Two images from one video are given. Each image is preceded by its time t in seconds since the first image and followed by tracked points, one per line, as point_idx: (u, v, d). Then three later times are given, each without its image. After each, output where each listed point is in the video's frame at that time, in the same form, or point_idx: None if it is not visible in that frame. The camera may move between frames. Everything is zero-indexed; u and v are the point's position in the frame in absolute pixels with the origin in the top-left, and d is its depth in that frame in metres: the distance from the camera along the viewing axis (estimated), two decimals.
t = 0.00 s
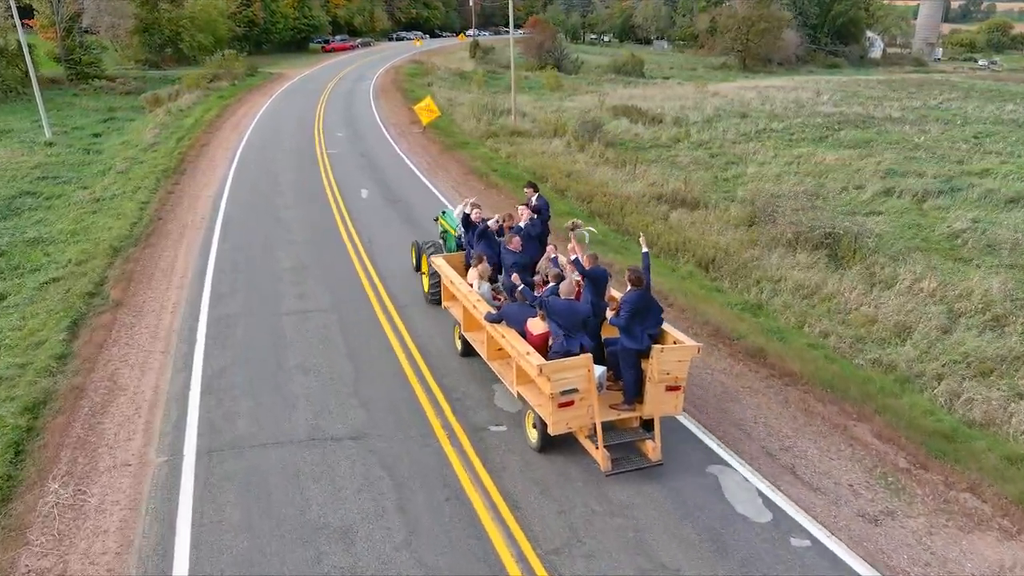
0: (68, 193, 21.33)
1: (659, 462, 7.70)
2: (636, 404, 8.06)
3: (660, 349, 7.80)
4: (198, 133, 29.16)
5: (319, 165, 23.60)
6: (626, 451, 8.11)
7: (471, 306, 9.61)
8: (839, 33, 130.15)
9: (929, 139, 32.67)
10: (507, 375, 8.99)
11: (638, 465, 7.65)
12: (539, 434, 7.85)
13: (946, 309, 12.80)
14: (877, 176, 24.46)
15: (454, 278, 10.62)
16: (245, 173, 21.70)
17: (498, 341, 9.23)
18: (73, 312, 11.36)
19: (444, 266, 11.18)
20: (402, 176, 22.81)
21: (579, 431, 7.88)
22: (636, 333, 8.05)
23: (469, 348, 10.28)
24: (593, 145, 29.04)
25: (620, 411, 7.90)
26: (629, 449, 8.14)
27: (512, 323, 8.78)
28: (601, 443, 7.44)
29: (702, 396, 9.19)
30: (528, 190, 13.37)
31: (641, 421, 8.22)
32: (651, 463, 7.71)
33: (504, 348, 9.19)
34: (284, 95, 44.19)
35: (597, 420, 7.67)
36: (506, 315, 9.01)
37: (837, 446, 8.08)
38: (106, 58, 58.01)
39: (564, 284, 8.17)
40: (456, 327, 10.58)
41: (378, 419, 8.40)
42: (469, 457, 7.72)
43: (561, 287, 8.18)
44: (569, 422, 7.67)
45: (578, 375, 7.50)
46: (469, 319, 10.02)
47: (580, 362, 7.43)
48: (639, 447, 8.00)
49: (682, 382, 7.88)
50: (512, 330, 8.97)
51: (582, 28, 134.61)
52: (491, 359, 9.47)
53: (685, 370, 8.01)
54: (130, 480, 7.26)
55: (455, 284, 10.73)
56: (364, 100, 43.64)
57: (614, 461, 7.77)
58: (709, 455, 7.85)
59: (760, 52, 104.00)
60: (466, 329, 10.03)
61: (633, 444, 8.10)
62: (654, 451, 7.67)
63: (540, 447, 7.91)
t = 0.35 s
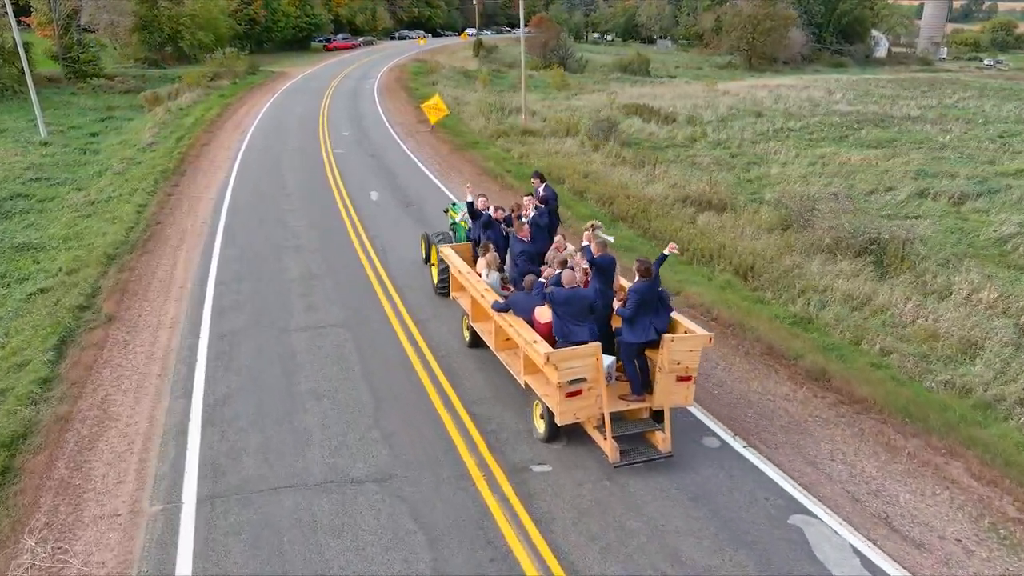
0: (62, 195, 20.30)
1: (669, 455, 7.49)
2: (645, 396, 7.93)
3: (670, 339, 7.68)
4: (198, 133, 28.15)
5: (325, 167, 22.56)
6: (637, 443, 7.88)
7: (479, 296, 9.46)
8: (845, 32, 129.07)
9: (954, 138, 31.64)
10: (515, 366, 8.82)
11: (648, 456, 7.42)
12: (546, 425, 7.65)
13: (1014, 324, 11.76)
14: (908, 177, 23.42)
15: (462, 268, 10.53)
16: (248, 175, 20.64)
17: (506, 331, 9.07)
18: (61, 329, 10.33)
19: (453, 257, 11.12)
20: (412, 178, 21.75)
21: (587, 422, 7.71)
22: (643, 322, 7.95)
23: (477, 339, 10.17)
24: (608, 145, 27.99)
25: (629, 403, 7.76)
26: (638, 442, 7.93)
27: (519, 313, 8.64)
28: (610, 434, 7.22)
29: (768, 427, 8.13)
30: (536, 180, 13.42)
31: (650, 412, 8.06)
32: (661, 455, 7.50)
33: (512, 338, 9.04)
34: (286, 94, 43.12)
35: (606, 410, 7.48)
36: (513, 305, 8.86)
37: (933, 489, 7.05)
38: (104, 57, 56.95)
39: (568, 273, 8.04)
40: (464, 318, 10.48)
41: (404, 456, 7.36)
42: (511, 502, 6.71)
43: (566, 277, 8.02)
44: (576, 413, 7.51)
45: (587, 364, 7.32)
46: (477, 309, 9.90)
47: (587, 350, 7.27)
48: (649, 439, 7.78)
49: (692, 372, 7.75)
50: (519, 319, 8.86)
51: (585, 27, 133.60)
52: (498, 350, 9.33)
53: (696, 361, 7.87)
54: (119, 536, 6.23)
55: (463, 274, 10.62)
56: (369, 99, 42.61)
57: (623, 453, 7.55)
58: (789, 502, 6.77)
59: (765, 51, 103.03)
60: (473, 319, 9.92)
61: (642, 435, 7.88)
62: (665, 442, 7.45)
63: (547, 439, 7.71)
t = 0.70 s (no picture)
0: (55, 201, 19.15)
1: (685, 453, 7.23)
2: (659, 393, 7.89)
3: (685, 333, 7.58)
4: (199, 134, 27.01)
5: (333, 171, 21.42)
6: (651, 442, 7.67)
7: (491, 291, 9.36)
8: (851, 32, 127.94)
9: (984, 140, 30.50)
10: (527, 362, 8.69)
11: (663, 455, 7.19)
12: (558, 422, 7.49)
13: None
14: (946, 180, 22.27)
15: (473, 263, 10.47)
16: (252, 179, 19.48)
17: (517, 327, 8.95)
18: (46, 358, 9.20)
19: (464, 251, 11.08)
20: (425, 182, 20.62)
21: (600, 419, 7.58)
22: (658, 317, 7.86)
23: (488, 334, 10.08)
24: (626, 147, 26.84)
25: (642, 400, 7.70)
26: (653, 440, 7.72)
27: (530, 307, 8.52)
28: (623, 431, 7.04)
29: (860, 479, 6.99)
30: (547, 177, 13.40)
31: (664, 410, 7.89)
32: (676, 454, 7.22)
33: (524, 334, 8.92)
34: (289, 94, 41.96)
35: (619, 407, 7.32)
36: (524, 299, 8.76)
37: None
38: (103, 56, 55.76)
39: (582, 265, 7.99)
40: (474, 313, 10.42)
41: (444, 521, 6.24)
42: (564, 566, 5.74)
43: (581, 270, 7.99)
44: (588, 410, 7.38)
45: (600, 359, 7.17)
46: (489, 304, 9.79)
47: (600, 345, 7.13)
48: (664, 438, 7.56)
49: (707, 368, 7.61)
50: (530, 314, 8.79)
51: (589, 26, 132.41)
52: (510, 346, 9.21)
53: (711, 357, 7.81)
54: None
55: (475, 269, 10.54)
56: (374, 98, 41.47)
57: (637, 450, 7.34)
58: None
59: (772, 50, 101.90)
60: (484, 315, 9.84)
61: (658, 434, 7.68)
62: (680, 441, 7.19)
63: (559, 436, 7.55)
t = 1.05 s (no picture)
0: (47, 211, 18.16)
1: (700, 459, 7.10)
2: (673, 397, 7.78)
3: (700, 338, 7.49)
4: (199, 138, 26.03)
5: (340, 178, 20.42)
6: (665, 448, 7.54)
7: (503, 293, 9.29)
8: (855, 32, 126.94)
9: (1012, 143, 29.49)
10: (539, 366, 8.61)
11: (677, 461, 7.06)
12: (570, 426, 7.39)
13: None
14: (982, 187, 21.26)
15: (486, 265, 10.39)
16: (256, 188, 18.50)
17: (529, 329, 8.84)
18: (28, 399, 8.19)
19: (477, 253, 11.03)
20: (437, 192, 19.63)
21: (613, 424, 7.46)
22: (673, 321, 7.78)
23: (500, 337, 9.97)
24: (643, 151, 25.85)
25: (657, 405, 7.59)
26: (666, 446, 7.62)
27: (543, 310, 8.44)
28: (637, 436, 6.91)
29: (976, 555, 5.98)
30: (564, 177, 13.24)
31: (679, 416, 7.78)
32: (691, 460, 7.10)
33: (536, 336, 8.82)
34: (292, 95, 40.97)
35: (633, 412, 7.21)
36: (537, 301, 8.67)
37: None
38: (101, 56, 54.82)
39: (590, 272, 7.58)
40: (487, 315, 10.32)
41: None
42: None
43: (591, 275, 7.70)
44: (602, 415, 7.26)
45: (614, 363, 7.08)
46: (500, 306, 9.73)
47: (615, 349, 7.03)
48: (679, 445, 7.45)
49: (723, 373, 7.51)
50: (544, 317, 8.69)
51: (592, 26, 131.41)
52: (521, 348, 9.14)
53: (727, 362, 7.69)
54: None
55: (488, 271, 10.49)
56: (379, 101, 40.48)
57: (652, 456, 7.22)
58: None
59: (777, 49, 100.96)
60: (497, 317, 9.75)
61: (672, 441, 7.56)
62: (694, 447, 7.07)
63: (571, 441, 7.44)
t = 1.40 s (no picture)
0: (27, 227, 16.96)
1: (712, 469, 7.03)
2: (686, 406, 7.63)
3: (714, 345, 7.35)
4: (189, 144, 24.82)
5: (341, 190, 19.25)
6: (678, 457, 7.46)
7: (513, 298, 9.18)
8: (849, 31, 126.33)
9: None
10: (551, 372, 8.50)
11: (689, 470, 6.98)
12: (581, 434, 7.32)
13: None
14: (1015, 195, 20.27)
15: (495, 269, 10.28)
16: (251, 202, 17.32)
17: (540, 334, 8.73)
18: None
19: (486, 257, 10.91)
20: (443, 206, 18.53)
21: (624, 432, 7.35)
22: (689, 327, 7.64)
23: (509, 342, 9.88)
24: (655, 157, 24.77)
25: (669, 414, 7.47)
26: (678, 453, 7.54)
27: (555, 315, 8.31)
28: (649, 445, 6.82)
29: None
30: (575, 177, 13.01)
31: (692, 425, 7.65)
32: (703, 470, 7.02)
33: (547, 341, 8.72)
34: (285, 98, 39.74)
35: (645, 420, 7.12)
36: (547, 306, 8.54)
37: None
38: (86, 57, 53.37)
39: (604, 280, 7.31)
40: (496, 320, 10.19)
41: None
42: None
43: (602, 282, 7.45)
44: (613, 423, 7.15)
45: (625, 371, 6.98)
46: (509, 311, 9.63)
47: (626, 358, 6.93)
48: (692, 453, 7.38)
49: (737, 381, 7.38)
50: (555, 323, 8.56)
51: (585, 26, 130.32)
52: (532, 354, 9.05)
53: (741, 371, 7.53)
54: None
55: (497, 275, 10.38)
56: (375, 104, 39.29)
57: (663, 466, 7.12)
58: None
59: (772, 49, 100.23)
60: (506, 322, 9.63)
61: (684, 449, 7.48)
62: (707, 456, 6.98)
63: (582, 449, 7.38)
